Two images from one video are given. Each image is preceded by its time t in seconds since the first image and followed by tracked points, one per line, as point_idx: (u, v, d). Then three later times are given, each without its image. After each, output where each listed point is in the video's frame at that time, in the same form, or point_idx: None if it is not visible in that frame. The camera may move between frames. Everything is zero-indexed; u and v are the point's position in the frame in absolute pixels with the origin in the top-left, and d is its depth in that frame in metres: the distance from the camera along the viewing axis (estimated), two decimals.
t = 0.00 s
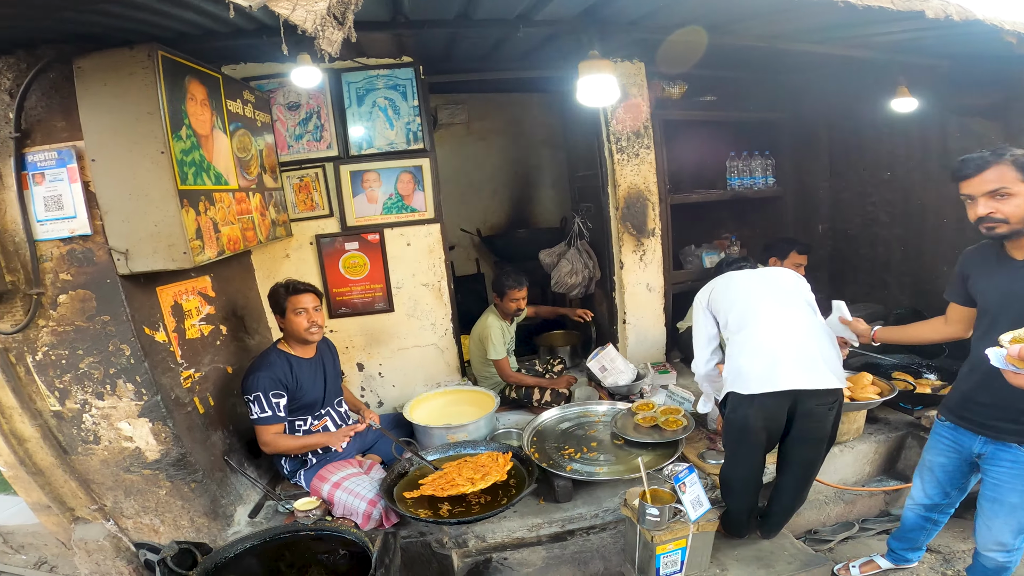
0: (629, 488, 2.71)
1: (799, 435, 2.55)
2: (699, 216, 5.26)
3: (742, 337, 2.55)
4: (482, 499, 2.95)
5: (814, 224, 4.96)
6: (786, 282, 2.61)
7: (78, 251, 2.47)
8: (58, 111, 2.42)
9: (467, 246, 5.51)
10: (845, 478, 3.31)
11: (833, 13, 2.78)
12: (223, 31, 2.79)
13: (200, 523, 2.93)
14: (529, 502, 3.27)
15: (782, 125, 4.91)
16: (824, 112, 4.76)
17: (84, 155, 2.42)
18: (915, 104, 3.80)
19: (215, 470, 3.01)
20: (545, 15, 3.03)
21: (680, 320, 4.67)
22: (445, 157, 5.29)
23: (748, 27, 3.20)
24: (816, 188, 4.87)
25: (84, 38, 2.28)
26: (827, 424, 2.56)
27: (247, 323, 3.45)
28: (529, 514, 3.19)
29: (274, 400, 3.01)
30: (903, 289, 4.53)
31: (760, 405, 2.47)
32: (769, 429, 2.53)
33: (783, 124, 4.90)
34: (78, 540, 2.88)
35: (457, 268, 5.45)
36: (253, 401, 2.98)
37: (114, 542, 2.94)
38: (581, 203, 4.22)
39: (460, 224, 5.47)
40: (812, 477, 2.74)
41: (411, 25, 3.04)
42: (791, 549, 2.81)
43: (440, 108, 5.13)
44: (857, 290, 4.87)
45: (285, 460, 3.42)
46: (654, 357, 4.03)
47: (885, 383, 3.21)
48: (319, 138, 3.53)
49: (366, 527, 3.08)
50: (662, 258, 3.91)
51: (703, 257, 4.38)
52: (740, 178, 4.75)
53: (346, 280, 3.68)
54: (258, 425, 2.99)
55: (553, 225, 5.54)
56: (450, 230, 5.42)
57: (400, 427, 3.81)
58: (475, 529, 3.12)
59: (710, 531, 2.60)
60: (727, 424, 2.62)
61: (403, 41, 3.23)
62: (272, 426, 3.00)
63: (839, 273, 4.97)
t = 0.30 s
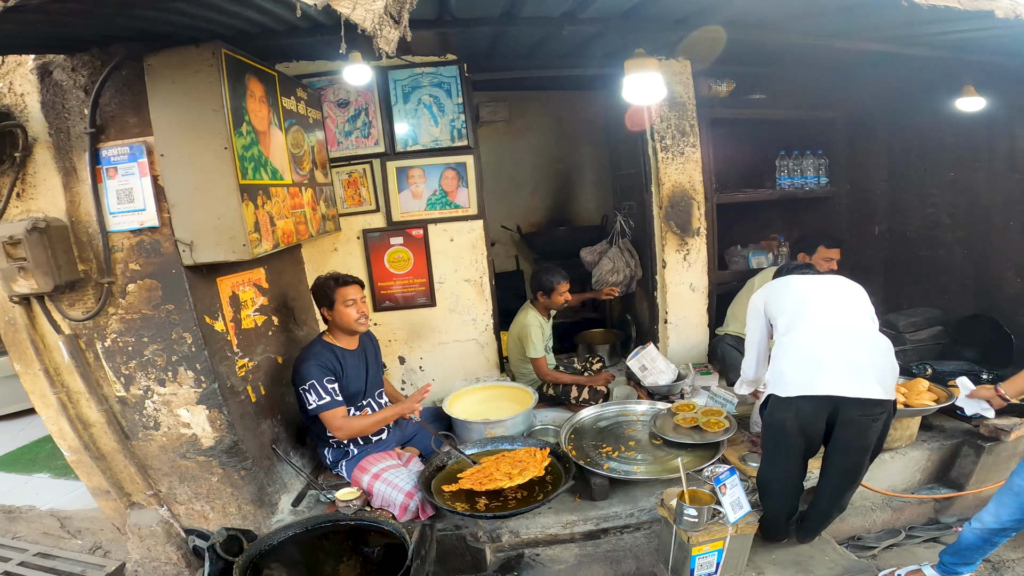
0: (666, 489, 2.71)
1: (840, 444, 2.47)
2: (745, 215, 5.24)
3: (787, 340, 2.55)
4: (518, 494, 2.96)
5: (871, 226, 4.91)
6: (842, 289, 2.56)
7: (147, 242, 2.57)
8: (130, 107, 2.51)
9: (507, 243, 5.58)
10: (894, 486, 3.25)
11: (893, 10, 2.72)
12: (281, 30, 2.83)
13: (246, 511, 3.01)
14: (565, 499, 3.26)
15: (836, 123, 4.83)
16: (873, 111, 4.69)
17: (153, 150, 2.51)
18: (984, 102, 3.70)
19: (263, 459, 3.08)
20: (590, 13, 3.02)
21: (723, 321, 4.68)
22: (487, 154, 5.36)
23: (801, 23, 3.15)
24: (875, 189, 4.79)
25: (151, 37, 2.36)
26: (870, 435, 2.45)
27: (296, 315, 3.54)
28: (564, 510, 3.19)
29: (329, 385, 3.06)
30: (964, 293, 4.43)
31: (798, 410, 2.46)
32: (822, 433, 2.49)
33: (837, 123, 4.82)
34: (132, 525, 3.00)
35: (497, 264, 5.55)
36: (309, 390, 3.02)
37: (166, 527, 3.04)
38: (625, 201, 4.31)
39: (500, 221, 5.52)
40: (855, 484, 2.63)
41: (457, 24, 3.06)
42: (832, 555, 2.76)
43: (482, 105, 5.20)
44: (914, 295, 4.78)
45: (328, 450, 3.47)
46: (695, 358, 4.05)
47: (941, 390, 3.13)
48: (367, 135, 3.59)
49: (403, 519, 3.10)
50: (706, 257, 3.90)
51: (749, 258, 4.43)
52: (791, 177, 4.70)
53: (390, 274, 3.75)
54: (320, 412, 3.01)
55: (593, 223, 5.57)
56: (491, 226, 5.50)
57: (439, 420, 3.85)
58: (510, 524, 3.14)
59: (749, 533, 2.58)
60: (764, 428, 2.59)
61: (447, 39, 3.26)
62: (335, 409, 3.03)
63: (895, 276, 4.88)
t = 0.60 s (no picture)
0: (704, 491, 2.70)
1: (901, 448, 2.45)
2: (791, 216, 5.21)
3: (846, 342, 2.53)
4: (555, 493, 2.95)
5: (928, 229, 4.69)
6: (899, 291, 2.54)
7: (208, 238, 2.67)
8: (193, 106, 2.60)
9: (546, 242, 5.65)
10: (945, 493, 3.21)
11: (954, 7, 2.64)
12: (330, 31, 2.86)
13: (289, 502, 3.08)
14: (599, 499, 3.22)
15: (888, 122, 4.74)
16: (923, 111, 4.59)
17: (215, 148, 2.60)
18: None
19: (307, 451, 3.14)
20: (634, 13, 3.00)
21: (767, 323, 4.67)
22: (529, 152, 5.45)
23: (854, 20, 3.08)
24: (932, 189, 4.61)
25: (212, 39, 2.44)
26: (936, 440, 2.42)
27: (341, 310, 3.61)
28: (598, 509, 3.17)
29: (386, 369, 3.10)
30: None
31: (862, 414, 2.43)
32: (873, 440, 2.46)
33: (890, 121, 4.73)
34: (183, 513, 3.10)
35: (535, 263, 5.62)
36: (372, 376, 3.05)
37: (214, 517, 3.09)
38: (666, 202, 4.36)
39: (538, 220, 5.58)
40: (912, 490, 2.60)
41: (499, 23, 3.05)
42: (875, 561, 2.70)
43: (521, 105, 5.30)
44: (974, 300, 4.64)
45: (369, 443, 3.48)
46: (735, 362, 4.04)
47: (1000, 398, 3.07)
48: (410, 134, 3.64)
49: (438, 514, 3.12)
50: (751, 259, 3.87)
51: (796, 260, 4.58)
52: (842, 178, 4.64)
53: (431, 271, 3.81)
54: (391, 393, 3.03)
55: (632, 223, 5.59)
56: (530, 225, 5.57)
57: (476, 417, 3.88)
58: (543, 522, 3.12)
59: (787, 539, 2.53)
60: (821, 431, 2.58)
61: (489, 39, 3.26)
62: (402, 386, 3.05)
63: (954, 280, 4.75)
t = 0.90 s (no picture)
0: (730, 494, 2.69)
1: (953, 454, 2.44)
2: (832, 219, 5.07)
3: (895, 349, 2.51)
4: (580, 493, 2.95)
5: (971, 232, 4.63)
6: (942, 297, 2.54)
7: (246, 236, 2.73)
8: (234, 106, 2.67)
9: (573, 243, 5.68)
10: (981, 501, 3.20)
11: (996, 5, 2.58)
12: (364, 32, 2.88)
13: (317, 497, 3.12)
14: (623, 500, 3.22)
15: (929, 124, 4.68)
16: (966, 112, 4.50)
17: (254, 148, 2.66)
18: None
19: (336, 447, 3.19)
20: (664, 15, 2.98)
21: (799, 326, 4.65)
22: (559, 153, 5.51)
23: (889, 19, 3.03)
24: (975, 193, 4.56)
25: (253, 40, 2.49)
26: (986, 446, 2.42)
27: (371, 308, 3.65)
28: (622, 511, 3.15)
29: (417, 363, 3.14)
30: None
31: (913, 421, 2.41)
32: (911, 446, 2.44)
33: (931, 124, 4.67)
34: (215, 507, 3.15)
35: (562, 263, 5.65)
36: (402, 371, 3.08)
37: (244, 510, 3.16)
38: (696, 204, 4.34)
39: (565, 221, 5.61)
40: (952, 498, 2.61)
41: (527, 25, 3.04)
42: (905, 568, 2.67)
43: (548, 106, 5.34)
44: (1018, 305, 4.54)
45: (395, 440, 3.51)
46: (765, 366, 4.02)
47: None
48: (440, 134, 3.68)
49: (463, 512, 3.14)
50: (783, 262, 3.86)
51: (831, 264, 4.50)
52: (880, 180, 4.60)
53: (459, 271, 3.85)
54: (422, 386, 3.07)
55: (661, 224, 5.59)
56: (557, 226, 5.61)
57: (501, 417, 3.90)
58: (566, 522, 3.11)
59: (816, 543, 2.50)
60: (867, 439, 2.57)
61: (519, 40, 3.27)
62: (432, 379, 3.09)
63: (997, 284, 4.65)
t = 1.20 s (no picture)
0: (742, 499, 2.67)
1: (973, 461, 2.43)
2: (849, 225, 5.05)
3: (915, 357, 2.49)
4: (591, 496, 2.94)
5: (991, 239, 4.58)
6: (959, 304, 2.54)
7: (265, 237, 2.77)
8: (255, 109, 2.71)
9: (586, 247, 5.70)
10: (998, 508, 3.21)
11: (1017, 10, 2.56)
12: (382, 36, 2.91)
13: (330, 497, 3.14)
14: (634, 504, 3.18)
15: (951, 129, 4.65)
16: (988, 117, 4.45)
17: (274, 151, 2.69)
18: None
19: (350, 447, 3.20)
20: (681, 19, 2.98)
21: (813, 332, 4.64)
22: (573, 157, 5.53)
23: (908, 23, 3.01)
24: (996, 199, 4.50)
25: (273, 44, 2.52)
26: (1009, 453, 2.40)
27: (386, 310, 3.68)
28: (632, 515, 3.12)
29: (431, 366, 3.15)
30: None
31: (936, 429, 2.40)
32: (928, 453, 2.42)
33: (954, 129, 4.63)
34: (230, 506, 3.13)
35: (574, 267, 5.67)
36: (415, 372, 3.10)
37: (258, 509, 3.17)
38: (710, 209, 4.34)
39: (578, 225, 5.62)
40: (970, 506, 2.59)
41: (543, 29, 3.05)
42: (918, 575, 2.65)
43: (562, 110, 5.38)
44: None
45: (407, 442, 3.54)
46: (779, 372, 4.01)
47: None
48: (455, 138, 3.70)
49: (473, 514, 3.13)
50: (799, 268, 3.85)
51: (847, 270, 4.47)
52: (899, 186, 4.59)
53: (473, 274, 3.87)
54: (434, 388, 3.07)
55: (674, 229, 5.59)
56: (570, 230, 5.63)
57: (513, 419, 3.91)
58: (576, 525, 3.09)
59: (828, 549, 2.49)
60: (886, 447, 2.55)
61: (535, 44, 3.28)
62: (445, 382, 3.10)
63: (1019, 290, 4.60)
